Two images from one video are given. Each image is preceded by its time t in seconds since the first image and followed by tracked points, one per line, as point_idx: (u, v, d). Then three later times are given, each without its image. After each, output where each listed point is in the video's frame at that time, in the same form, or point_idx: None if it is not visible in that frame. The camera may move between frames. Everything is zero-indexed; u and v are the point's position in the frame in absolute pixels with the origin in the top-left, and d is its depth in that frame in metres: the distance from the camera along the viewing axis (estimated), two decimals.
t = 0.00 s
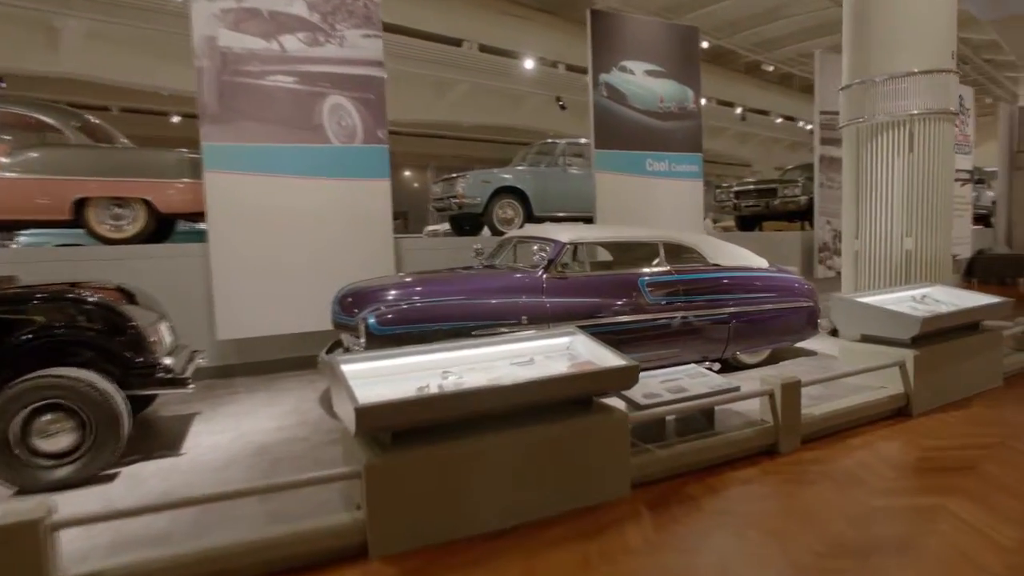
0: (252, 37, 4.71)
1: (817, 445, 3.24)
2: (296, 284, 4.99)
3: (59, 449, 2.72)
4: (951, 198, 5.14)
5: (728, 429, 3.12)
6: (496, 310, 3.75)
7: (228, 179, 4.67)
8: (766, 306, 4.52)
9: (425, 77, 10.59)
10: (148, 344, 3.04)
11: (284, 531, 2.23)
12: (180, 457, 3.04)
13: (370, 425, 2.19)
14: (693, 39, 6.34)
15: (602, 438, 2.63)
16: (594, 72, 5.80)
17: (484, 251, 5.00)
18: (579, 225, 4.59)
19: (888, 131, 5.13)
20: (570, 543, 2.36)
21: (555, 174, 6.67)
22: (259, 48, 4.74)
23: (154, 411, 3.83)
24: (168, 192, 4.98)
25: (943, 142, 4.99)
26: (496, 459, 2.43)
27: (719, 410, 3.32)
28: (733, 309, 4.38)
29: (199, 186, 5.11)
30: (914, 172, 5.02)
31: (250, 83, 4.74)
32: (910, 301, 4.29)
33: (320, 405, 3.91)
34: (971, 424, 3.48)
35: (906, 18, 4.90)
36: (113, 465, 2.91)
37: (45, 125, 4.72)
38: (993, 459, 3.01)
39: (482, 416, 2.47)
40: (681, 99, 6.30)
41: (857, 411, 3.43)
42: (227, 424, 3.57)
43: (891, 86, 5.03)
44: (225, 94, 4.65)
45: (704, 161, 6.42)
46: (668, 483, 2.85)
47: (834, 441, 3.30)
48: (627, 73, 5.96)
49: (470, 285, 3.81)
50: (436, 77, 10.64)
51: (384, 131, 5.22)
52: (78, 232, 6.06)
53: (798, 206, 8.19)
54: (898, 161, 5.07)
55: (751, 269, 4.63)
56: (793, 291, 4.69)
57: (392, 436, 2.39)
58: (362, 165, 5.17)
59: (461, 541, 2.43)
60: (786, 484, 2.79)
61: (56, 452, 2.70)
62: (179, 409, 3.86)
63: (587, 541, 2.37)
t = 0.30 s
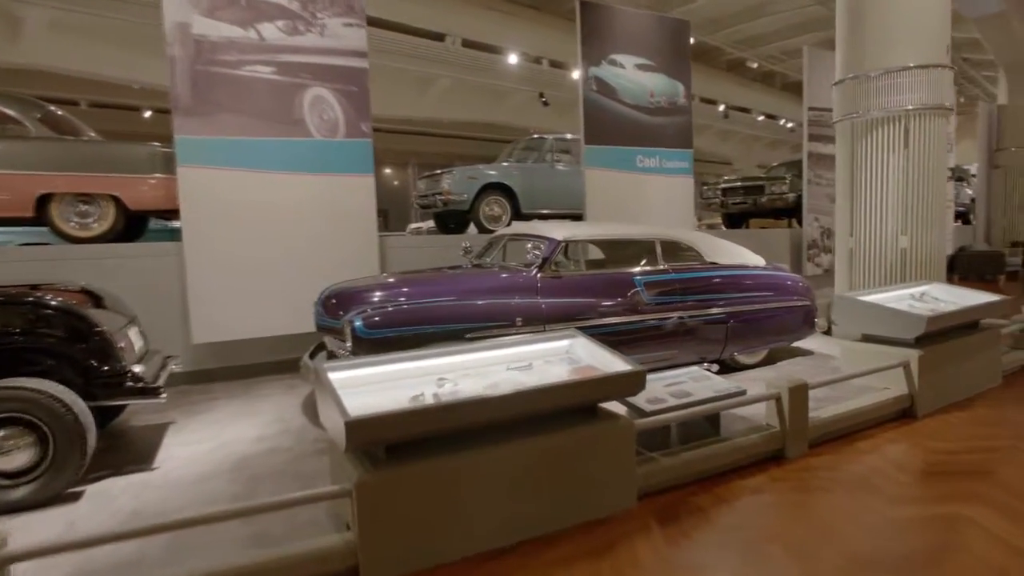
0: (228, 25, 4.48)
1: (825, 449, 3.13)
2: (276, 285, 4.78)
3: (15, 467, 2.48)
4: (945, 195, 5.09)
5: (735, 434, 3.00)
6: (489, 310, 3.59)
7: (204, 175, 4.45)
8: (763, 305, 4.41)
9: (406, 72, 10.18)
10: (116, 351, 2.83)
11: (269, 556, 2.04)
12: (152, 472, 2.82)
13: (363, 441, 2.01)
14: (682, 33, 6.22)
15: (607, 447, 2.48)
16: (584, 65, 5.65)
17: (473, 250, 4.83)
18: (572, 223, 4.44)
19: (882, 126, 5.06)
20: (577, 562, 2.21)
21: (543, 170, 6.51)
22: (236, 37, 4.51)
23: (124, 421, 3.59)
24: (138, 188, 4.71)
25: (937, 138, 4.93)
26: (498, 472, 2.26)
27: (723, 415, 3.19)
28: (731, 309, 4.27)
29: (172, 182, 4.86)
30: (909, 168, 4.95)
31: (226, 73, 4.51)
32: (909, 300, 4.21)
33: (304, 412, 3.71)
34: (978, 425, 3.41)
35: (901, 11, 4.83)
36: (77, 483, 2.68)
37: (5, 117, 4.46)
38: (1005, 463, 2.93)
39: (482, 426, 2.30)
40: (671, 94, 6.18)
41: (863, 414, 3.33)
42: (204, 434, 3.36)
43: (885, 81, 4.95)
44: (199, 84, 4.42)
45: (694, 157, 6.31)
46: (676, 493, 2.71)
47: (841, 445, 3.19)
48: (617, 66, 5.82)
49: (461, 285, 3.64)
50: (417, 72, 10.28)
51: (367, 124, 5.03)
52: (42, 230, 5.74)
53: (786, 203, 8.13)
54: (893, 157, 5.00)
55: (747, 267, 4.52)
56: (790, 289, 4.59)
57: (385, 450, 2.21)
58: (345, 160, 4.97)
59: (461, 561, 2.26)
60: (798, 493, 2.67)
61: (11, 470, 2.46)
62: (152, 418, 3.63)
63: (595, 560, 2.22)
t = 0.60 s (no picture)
0: (210, 11, 4.26)
1: (844, 454, 2.99)
2: (264, 284, 4.58)
3: None
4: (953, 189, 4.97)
5: (751, 440, 2.86)
6: (492, 311, 3.42)
7: (186, 169, 4.24)
8: (772, 303, 4.28)
9: (396, 66, 9.95)
10: (90, 357, 2.62)
11: None
12: (132, 488, 2.62)
13: (362, 458, 1.83)
14: (681, 23, 6.06)
15: (622, 457, 2.32)
16: (582, 56, 5.47)
17: (469, 247, 4.65)
18: (574, 219, 4.27)
19: (887, 119, 4.93)
20: None
21: (540, 165, 6.34)
22: (219, 22, 4.29)
23: (102, 430, 3.38)
24: (118, 183, 4.49)
25: (945, 131, 4.80)
26: (507, 486, 2.10)
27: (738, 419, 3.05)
28: (739, 307, 4.13)
29: (153, 176, 4.64)
30: (916, 162, 4.83)
31: (209, 62, 4.29)
32: (920, 297, 4.09)
33: (296, 418, 3.53)
34: (999, 426, 3.29)
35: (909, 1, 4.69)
36: (47, 502, 2.47)
37: None
38: None
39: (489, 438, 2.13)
40: (670, 87, 6.03)
41: (880, 416, 3.20)
42: (189, 443, 3.16)
43: (892, 72, 4.82)
44: (180, 73, 4.20)
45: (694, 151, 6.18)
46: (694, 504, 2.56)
47: (860, 449, 3.06)
48: (615, 58, 5.66)
49: (461, 284, 3.47)
50: (405, 66, 9.99)
51: (358, 116, 4.83)
52: (15, 228, 5.47)
53: (783, 198, 8.04)
54: (899, 151, 4.88)
55: (754, 264, 4.39)
56: (798, 286, 4.45)
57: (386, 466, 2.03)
58: (335, 153, 4.77)
59: None
60: (822, 503, 2.53)
61: None
62: (133, 427, 3.42)
63: None
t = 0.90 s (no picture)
0: None
1: (863, 460, 2.87)
2: (251, 284, 4.39)
3: None
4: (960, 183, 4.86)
5: (769, 447, 2.72)
6: (494, 312, 3.25)
7: (167, 162, 4.03)
8: (780, 301, 4.16)
9: (385, 59, 9.71)
10: (63, 365, 2.43)
11: None
12: (111, 506, 2.44)
13: (363, 480, 1.66)
14: (680, 14, 5.91)
15: (639, 470, 2.17)
16: (579, 48, 5.31)
17: (466, 244, 4.48)
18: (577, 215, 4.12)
19: (893, 113, 4.81)
20: None
21: (535, 159, 6.18)
22: (202, 9, 4.09)
23: (79, 441, 3.18)
24: (96, 178, 4.28)
25: (952, 124, 4.69)
26: (518, 505, 1.94)
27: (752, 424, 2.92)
28: (747, 306, 4.01)
29: (134, 172, 4.43)
30: (923, 156, 4.72)
31: (192, 50, 4.08)
32: (931, 294, 3.97)
33: (286, 426, 3.35)
34: (1018, 429, 3.18)
35: None
36: (18, 523, 2.28)
37: None
38: None
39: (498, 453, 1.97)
40: (669, 79, 5.89)
41: (897, 419, 3.09)
42: (172, 454, 2.97)
43: (898, 64, 4.70)
44: (161, 62, 3.99)
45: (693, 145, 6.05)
46: (712, 516, 2.43)
47: (879, 454, 2.94)
48: (614, 49, 5.50)
49: (461, 283, 3.30)
50: (394, 59, 9.71)
51: (349, 108, 4.65)
52: None
53: (780, 192, 7.93)
54: (905, 145, 4.76)
55: (761, 261, 4.26)
56: (805, 284, 4.33)
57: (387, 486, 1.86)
58: (325, 147, 4.59)
59: None
60: (847, 514, 2.40)
61: None
62: (112, 437, 3.23)
63: None
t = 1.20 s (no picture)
0: None
1: (884, 463, 2.76)
2: (238, 283, 4.20)
3: None
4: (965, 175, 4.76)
5: (790, 451, 2.60)
6: (499, 311, 3.10)
7: (148, 155, 3.83)
8: (788, 297, 4.05)
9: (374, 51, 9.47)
10: (35, 373, 2.25)
11: None
12: (91, 524, 2.26)
13: (371, 501, 1.51)
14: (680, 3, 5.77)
15: (661, 480, 2.03)
16: (578, 37, 5.15)
17: (463, 240, 4.33)
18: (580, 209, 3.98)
19: (899, 104, 4.71)
20: None
21: (531, 153, 6.02)
22: None
23: (56, 451, 2.99)
24: (74, 171, 4.08)
25: (958, 115, 4.59)
26: (537, 521, 1.79)
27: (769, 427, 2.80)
28: (756, 303, 3.89)
29: (113, 165, 4.24)
30: (929, 148, 4.62)
31: (174, 36, 3.88)
32: (941, 289, 3.86)
33: (278, 432, 3.18)
34: None
35: None
36: None
37: None
38: None
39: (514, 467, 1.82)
40: (669, 70, 5.76)
41: (917, 420, 2.98)
42: (156, 464, 2.79)
43: (903, 53, 4.58)
44: (140, 49, 3.79)
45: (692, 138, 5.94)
46: (735, 526, 2.30)
47: (900, 457, 2.83)
48: (612, 38, 5.35)
49: (464, 282, 3.15)
50: (382, 51, 9.47)
51: (340, 98, 4.47)
52: None
53: (777, 186, 7.83)
54: (911, 137, 4.66)
55: (770, 256, 4.15)
56: (814, 279, 4.22)
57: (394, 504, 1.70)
58: (315, 139, 4.40)
59: None
60: (877, 523, 2.27)
61: None
62: (92, 446, 3.04)
63: None
